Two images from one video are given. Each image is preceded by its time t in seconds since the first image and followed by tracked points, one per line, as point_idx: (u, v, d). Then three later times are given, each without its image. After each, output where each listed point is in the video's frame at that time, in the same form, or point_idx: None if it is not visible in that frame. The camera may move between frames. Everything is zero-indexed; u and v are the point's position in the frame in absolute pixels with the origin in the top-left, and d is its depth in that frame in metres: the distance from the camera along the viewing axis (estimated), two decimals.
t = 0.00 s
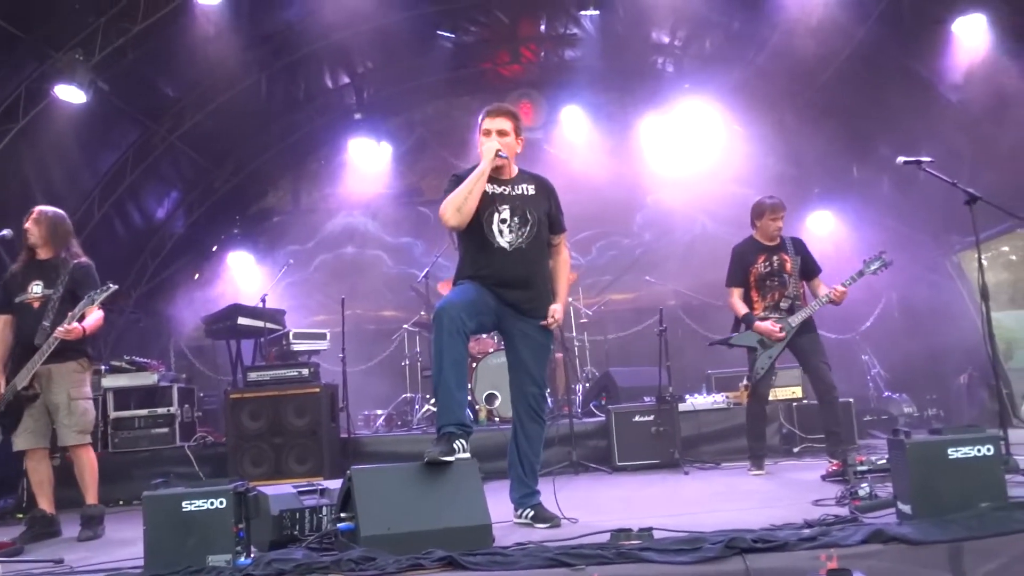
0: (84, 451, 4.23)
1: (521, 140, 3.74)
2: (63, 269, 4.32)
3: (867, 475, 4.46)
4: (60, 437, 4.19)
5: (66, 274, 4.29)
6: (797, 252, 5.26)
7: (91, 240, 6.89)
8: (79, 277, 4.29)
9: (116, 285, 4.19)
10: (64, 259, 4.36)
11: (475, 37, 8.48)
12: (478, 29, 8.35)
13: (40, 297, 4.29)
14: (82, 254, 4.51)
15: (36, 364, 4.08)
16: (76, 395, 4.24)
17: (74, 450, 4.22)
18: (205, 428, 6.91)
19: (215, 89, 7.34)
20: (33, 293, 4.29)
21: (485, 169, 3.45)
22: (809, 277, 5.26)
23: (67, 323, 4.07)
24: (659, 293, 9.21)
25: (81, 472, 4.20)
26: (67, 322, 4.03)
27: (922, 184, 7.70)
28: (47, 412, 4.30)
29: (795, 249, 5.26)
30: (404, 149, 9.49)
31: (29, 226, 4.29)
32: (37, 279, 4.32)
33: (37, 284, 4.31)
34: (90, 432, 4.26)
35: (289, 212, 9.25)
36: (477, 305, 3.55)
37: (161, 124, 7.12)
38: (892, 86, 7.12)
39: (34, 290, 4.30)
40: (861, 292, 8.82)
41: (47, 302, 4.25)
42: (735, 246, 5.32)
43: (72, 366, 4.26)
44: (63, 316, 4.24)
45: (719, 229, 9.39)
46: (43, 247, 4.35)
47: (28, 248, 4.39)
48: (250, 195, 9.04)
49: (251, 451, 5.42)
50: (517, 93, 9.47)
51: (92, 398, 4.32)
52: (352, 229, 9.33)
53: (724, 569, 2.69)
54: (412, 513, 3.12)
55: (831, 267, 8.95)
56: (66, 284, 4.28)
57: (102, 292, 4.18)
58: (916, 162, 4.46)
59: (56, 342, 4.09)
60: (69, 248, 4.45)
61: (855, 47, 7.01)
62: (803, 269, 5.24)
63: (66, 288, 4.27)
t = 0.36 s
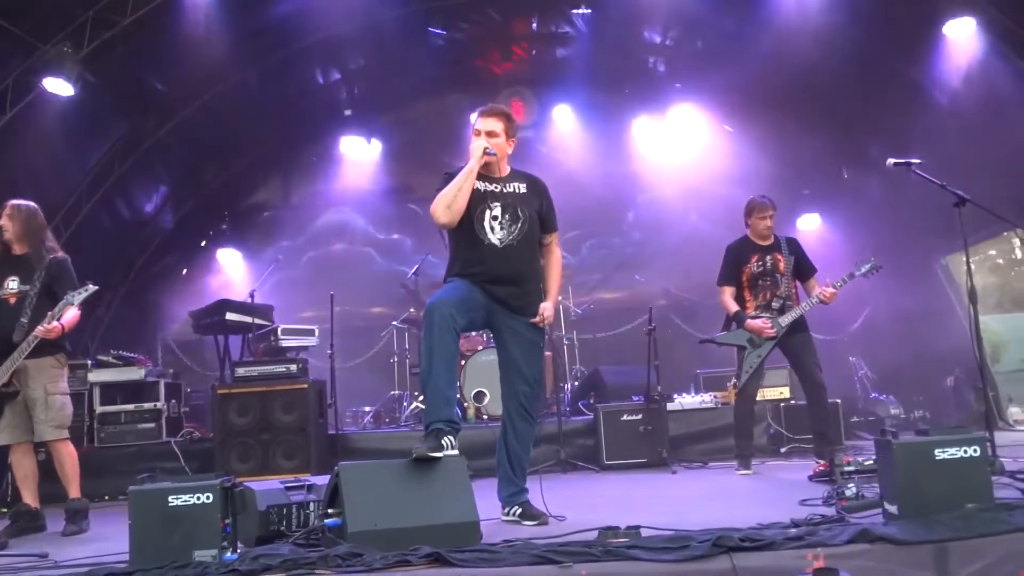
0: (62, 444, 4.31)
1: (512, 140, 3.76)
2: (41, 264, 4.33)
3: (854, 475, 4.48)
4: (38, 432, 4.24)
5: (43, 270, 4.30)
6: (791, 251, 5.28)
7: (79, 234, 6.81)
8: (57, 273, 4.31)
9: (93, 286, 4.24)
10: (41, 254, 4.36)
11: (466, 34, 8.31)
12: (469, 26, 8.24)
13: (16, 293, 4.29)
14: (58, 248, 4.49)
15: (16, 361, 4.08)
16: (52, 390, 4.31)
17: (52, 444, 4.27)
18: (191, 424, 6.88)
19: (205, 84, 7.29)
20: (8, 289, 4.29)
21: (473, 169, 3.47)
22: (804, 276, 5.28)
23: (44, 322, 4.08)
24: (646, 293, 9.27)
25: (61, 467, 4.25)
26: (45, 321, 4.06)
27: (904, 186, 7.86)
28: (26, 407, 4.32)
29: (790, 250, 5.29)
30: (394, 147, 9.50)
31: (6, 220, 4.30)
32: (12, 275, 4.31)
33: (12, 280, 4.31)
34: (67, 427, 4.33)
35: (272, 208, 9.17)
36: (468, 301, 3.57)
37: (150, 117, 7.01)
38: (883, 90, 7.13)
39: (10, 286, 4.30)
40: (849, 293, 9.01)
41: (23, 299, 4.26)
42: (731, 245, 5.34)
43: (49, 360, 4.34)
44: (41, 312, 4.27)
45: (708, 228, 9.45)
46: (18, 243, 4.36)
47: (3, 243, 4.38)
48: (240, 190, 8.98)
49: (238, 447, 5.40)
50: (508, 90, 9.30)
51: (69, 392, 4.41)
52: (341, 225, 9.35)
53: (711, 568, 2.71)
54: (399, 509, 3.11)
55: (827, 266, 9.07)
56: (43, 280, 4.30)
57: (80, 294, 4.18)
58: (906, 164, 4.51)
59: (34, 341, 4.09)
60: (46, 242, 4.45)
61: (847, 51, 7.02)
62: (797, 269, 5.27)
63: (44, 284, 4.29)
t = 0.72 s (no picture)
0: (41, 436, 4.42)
1: (503, 138, 3.74)
2: (24, 257, 4.47)
3: (841, 472, 4.49)
4: (20, 423, 4.37)
5: (27, 263, 4.45)
6: (775, 250, 5.34)
7: (65, 227, 6.72)
8: (41, 266, 4.48)
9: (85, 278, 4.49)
10: (23, 248, 4.50)
11: (457, 28, 8.13)
12: (460, 22, 7.99)
13: None
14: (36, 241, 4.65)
15: (5, 351, 4.24)
16: (37, 381, 4.46)
17: (30, 436, 4.38)
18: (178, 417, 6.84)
19: (193, 73, 7.21)
20: None
21: (461, 165, 3.46)
22: (789, 273, 5.34)
23: (35, 316, 4.25)
24: (637, 288, 9.26)
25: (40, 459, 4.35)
26: (36, 314, 4.22)
27: (889, 183, 7.78)
28: (9, 399, 4.47)
29: (775, 247, 5.34)
30: (383, 140, 9.56)
31: None
32: None
33: None
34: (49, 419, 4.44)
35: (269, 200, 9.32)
36: (460, 298, 3.56)
37: (137, 108, 6.92)
38: (874, 90, 7.15)
39: None
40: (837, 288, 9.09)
41: (9, 291, 4.38)
42: (715, 244, 5.43)
43: (34, 353, 4.48)
44: (26, 306, 4.42)
45: (695, 224, 9.49)
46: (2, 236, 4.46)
47: None
48: (227, 185, 9.08)
49: (226, 440, 5.37)
50: (499, 85, 9.61)
51: (51, 384, 4.54)
52: (329, 219, 9.37)
53: (699, 563, 2.72)
54: (388, 505, 3.11)
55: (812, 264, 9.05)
56: (28, 273, 4.45)
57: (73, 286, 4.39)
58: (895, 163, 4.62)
59: (23, 334, 4.26)
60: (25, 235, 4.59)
61: (839, 50, 7.02)
62: (780, 267, 5.32)
63: (29, 277, 4.44)
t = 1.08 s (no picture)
0: (35, 441, 4.47)
1: (494, 141, 3.70)
2: (19, 262, 4.53)
3: (835, 465, 4.48)
4: (15, 428, 4.42)
5: (23, 269, 4.51)
6: (761, 244, 5.34)
7: (57, 231, 6.72)
8: (37, 271, 4.54)
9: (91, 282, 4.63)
10: (17, 253, 4.56)
11: (446, 28, 8.17)
12: (450, 23, 8.07)
13: None
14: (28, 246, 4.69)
15: (5, 357, 4.31)
16: (33, 386, 4.51)
17: (23, 442, 4.45)
18: (173, 421, 6.85)
19: (183, 76, 7.20)
20: None
21: (450, 166, 3.45)
22: (776, 266, 5.32)
23: (37, 321, 4.34)
24: (630, 285, 9.25)
25: (32, 466, 4.42)
26: (37, 320, 4.34)
27: (881, 176, 7.73)
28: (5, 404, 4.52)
29: (760, 242, 5.35)
30: (375, 140, 9.54)
31: None
32: None
33: None
34: (42, 425, 4.51)
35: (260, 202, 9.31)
36: (451, 297, 3.57)
37: (127, 112, 6.93)
38: (862, 86, 7.17)
39: None
40: (824, 280, 8.98)
41: (5, 297, 4.44)
42: (700, 241, 5.44)
43: (31, 358, 4.53)
44: (22, 311, 4.48)
45: (687, 220, 9.46)
46: None
47: None
48: (218, 187, 9.10)
49: (219, 443, 5.38)
50: (489, 83, 9.56)
51: (45, 390, 4.59)
52: (320, 222, 9.36)
53: (690, 560, 2.79)
54: (381, 506, 3.12)
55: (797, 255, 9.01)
56: (24, 278, 4.51)
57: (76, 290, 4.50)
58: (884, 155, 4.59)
59: (24, 338, 4.35)
60: (19, 241, 4.65)
61: (826, 43, 7.01)
62: (766, 260, 5.31)
63: (26, 283, 4.51)
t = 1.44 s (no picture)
0: (25, 444, 4.46)
1: (481, 137, 3.70)
2: (7, 264, 4.49)
3: (828, 458, 4.45)
4: (5, 430, 4.42)
5: (11, 270, 4.47)
6: (751, 236, 5.31)
7: (45, 232, 6.70)
8: (25, 274, 4.51)
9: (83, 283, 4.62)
10: (5, 254, 4.50)
11: (435, 23, 8.09)
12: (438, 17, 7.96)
13: None
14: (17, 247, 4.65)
15: None
16: (23, 389, 4.50)
17: (14, 445, 4.45)
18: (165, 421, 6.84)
19: (170, 74, 7.16)
20: None
21: (438, 164, 3.43)
22: (766, 258, 5.30)
23: (26, 322, 4.35)
24: (622, 280, 9.23)
25: (23, 468, 4.42)
26: (27, 322, 4.34)
27: (873, 167, 7.70)
28: None
29: (751, 234, 5.31)
30: (366, 137, 9.54)
31: None
32: None
33: None
34: (34, 427, 4.51)
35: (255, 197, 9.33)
36: (443, 295, 3.54)
37: (114, 111, 6.89)
38: (851, 78, 7.14)
39: None
40: (816, 273, 8.92)
41: None
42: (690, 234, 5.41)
43: (19, 361, 4.50)
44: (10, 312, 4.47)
45: (681, 214, 9.43)
46: None
47: None
48: (209, 186, 9.07)
49: (212, 443, 5.36)
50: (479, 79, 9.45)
51: (35, 392, 4.57)
52: (310, 219, 9.34)
53: (684, 555, 2.78)
54: (373, 505, 3.11)
55: (786, 245, 9.03)
56: (13, 280, 4.48)
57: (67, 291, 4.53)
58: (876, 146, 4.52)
59: (15, 339, 4.36)
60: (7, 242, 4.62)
61: (816, 33, 6.97)
62: (757, 253, 5.30)
63: (13, 284, 4.47)
